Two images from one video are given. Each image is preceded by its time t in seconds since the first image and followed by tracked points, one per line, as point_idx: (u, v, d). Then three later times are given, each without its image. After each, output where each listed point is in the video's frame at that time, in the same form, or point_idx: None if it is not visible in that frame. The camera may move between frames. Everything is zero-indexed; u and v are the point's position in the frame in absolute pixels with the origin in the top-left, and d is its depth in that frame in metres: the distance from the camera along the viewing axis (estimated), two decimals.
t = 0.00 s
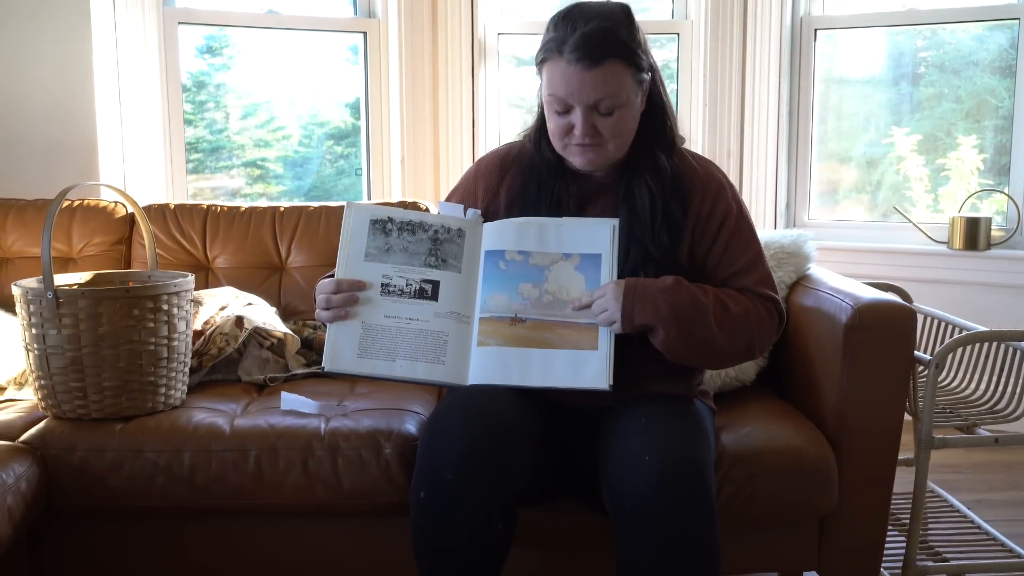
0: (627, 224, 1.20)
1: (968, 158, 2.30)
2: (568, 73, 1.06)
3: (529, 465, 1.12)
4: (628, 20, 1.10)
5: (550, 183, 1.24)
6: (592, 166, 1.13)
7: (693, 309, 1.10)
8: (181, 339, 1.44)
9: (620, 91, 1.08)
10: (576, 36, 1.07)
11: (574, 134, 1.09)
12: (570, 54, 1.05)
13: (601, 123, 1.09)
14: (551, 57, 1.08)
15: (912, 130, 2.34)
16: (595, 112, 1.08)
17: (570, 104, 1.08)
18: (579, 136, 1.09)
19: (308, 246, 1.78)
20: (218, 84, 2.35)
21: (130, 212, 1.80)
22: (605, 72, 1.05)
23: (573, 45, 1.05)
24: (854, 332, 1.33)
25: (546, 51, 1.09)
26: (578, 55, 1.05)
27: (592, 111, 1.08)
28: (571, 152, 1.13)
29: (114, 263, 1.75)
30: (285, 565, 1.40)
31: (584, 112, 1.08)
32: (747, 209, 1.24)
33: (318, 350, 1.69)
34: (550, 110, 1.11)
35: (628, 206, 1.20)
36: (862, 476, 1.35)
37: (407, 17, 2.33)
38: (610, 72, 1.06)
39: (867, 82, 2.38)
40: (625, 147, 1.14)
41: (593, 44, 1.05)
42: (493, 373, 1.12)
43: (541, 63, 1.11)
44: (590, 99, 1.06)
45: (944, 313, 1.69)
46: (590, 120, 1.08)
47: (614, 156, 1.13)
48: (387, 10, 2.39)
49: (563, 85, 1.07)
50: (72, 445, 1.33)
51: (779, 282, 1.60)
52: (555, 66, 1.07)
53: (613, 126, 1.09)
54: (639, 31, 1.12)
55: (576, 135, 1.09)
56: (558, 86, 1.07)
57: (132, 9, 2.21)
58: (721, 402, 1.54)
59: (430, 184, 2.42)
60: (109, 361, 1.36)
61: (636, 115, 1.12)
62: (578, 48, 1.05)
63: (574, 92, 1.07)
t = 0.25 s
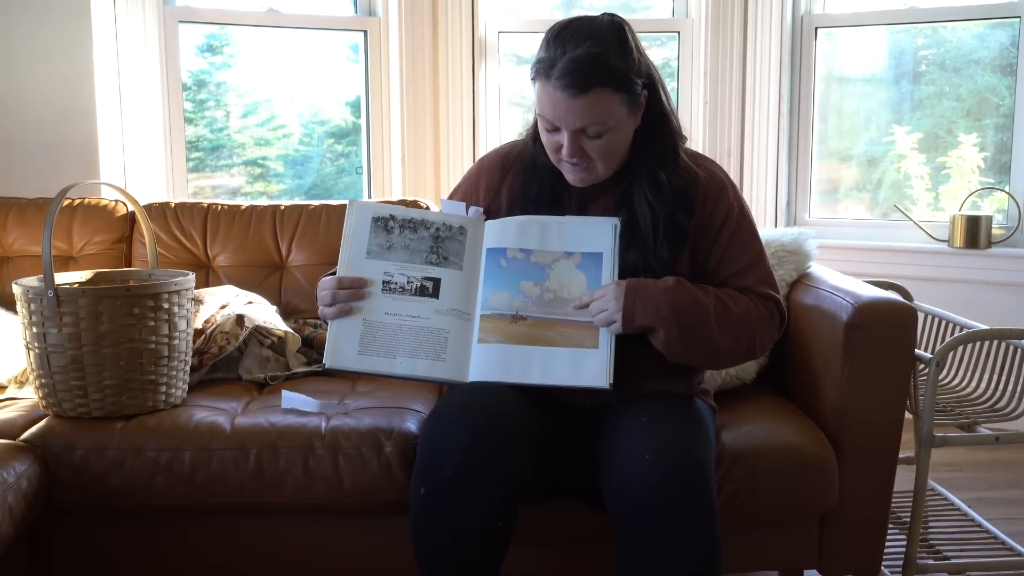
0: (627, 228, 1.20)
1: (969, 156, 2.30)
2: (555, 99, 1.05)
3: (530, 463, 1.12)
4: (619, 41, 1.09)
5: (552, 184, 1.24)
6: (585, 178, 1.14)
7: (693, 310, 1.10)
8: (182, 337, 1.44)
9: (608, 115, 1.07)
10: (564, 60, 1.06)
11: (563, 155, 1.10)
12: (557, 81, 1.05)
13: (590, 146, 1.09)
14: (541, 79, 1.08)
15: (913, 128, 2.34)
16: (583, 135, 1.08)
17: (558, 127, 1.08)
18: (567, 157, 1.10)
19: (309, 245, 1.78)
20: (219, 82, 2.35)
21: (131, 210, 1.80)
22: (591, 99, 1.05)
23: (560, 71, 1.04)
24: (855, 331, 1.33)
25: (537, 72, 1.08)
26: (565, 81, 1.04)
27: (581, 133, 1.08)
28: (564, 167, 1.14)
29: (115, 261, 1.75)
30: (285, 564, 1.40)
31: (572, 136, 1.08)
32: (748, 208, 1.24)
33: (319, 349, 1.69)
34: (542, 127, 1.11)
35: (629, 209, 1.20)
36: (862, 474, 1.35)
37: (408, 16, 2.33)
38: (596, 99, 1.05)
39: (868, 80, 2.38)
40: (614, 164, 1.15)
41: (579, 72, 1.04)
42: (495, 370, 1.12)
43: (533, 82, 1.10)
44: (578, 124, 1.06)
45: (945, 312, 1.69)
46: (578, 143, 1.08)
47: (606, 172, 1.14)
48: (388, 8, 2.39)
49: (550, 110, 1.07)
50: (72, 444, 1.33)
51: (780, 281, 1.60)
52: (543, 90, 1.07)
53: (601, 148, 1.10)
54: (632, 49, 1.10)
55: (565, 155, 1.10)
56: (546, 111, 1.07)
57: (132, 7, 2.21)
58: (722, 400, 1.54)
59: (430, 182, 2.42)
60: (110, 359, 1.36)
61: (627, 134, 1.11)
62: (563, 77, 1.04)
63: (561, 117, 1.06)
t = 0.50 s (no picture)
0: (628, 226, 1.18)
1: (969, 155, 2.30)
2: (556, 100, 1.06)
3: (530, 462, 1.12)
4: (620, 41, 1.09)
5: (552, 183, 1.24)
6: (586, 178, 1.14)
7: (682, 322, 1.09)
8: (182, 336, 1.44)
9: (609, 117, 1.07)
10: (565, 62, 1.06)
11: (564, 156, 1.10)
12: (557, 83, 1.05)
13: (590, 147, 1.09)
14: (542, 80, 1.08)
15: (913, 127, 2.34)
16: (584, 136, 1.08)
17: (559, 128, 1.08)
18: (568, 158, 1.10)
19: (309, 243, 1.78)
20: (219, 81, 2.35)
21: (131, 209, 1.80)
22: (592, 101, 1.05)
23: (561, 73, 1.04)
24: (855, 329, 1.33)
25: (538, 73, 1.08)
26: (565, 83, 1.04)
27: (581, 134, 1.08)
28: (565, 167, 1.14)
29: (115, 260, 1.75)
30: (286, 562, 1.40)
31: (573, 137, 1.08)
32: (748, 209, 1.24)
33: (319, 348, 1.69)
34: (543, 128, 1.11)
35: (628, 209, 1.19)
36: (863, 473, 1.35)
37: (407, 14, 2.33)
38: (597, 101, 1.05)
39: (868, 78, 2.38)
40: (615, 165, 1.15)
41: (580, 74, 1.04)
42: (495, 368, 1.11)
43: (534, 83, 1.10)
44: (579, 126, 1.06)
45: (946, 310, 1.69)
46: (579, 144, 1.08)
47: (607, 172, 1.14)
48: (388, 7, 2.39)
49: (551, 111, 1.07)
50: (73, 442, 1.33)
51: (780, 279, 1.60)
52: (544, 91, 1.07)
53: (602, 149, 1.10)
54: (633, 50, 1.10)
55: (566, 156, 1.10)
56: (547, 112, 1.07)
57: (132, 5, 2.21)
58: (722, 399, 1.54)
59: (431, 181, 2.42)
60: (111, 358, 1.37)
61: (627, 135, 1.11)
62: (564, 78, 1.04)
63: (562, 119, 1.06)
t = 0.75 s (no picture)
0: (624, 220, 1.18)
1: (970, 153, 2.30)
2: (559, 93, 1.05)
3: (531, 460, 1.12)
4: (624, 34, 1.09)
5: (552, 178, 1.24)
6: (588, 172, 1.14)
7: (649, 311, 1.10)
8: (182, 335, 1.44)
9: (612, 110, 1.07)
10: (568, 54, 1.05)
11: (567, 149, 1.10)
12: (561, 75, 1.05)
13: (594, 140, 1.09)
14: (545, 73, 1.07)
15: (914, 125, 2.34)
16: (587, 129, 1.08)
17: (562, 121, 1.08)
18: (572, 151, 1.10)
19: (309, 242, 1.78)
20: (219, 80, 2.35)
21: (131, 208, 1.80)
22: (595, 93, 1.05)
23: (565, 65, 1.04)
24: (856, 327, 1.33)
25: (541, 66, 1.08)
26: (569, 75, 1.04)
27: (585, 127, 1.08)
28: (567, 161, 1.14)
29: (115, 259, 1.75)
30: (287, 561, 1.40)
31: (576, 130, 1.08)
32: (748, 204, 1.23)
33: (319, 347, 1.68)
34: (546, 121, 1.11)
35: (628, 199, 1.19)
36: (863, 471, 1.35)
37: (408, 13, 2.33)
38: (601, 93, 1.05)
39: (868, 77, 2.38)
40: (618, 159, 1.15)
41: (584, 66, 1.03)
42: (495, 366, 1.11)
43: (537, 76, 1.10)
44: (583, 118, 1.06)
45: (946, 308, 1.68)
46: (582, 137, 1.08)
47: (610, 166, 1.14)
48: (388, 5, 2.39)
49: (554, 104, 1.07)
50: (73, 441, 1.33)
51: (781, 277, 1.60)
52: (548, 83, 1.07)
53: (605, 142, 1.09)
54: (636, 43, 1.10)
55: (569, 149, 1.10)
56: (551, 104, 1.07)
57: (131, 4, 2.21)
58: (723, 397, 1.54)
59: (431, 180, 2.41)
60: (111, 357, 1.36)
61: (631, 128, 1.11)
62: (568, 70, 1.04)
63: (565, 111, 1.06)
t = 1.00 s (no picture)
0: (625, 214, 1.16)
1: (981, 150, 2.27)
2: (565, 75, 1.02)
3: (532, 465, 1.08)
4: (630, 18, 1.05)
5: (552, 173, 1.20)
6: (591, 163, 1.10)
7: (652, 308, 1.06)
8: (174, 336, 1.41)
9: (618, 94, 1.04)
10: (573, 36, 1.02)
11: (572, 135, 1.06)
12: (567, 57, 1.01)
13: (599, 125, 1.05)
14: (548, 56, 1.04)
15: (923, 121, 2.31)
16: (592, 114, 1.04)
17: (567, 105, 1.04)
18: (576, 137, 1.06)
19: (304, 241, 1.74)
20: (213, 74, 2.32)
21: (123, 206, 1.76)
22: (602, 75, 1.01)
23: (570, 46, 1.01)
24: (864, 328, 1.29)
25: (544, 49, 1.05)
26: (575, 57, 1.01)
27: (589, 111, 1.04)
28: (570, 150, 1.10)
29: (106, 258, 1.71)
30: (281, 567, 1.36)
31: (581, 114, 1.04)
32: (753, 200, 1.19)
33: (314, 347, 1.65)
34: (548, 108, 1.07)
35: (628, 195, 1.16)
36: (871, 476, 1.32)
37: (407, 7, 2.29)
38: (607, 75, 1.02)
39: (875, 72, 2.34)
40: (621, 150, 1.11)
41: (590, 47, 1.00)
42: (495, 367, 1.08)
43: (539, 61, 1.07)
44: (589, 101, 1.02)
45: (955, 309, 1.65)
46: (588, 122, 1.05)
47: (613, 156, 1.10)
48: None
49: (558, 87, 1.03)
50: (62, 445, 1.30)
51: (787, 277, 1.56)
52: (552, 67, 1.03)
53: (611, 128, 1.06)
54: (642, 29, 1.07)
55: (573, 135, 1.06)
56: (555, 87, 1.03)
57: None
58: (728, 400, 1.51)
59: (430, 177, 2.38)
60: (101, 358, 1.33)
61: (636, 116, 1.08)
62: (574, 51, 1.01)
63: (570, 95, 1.03)
